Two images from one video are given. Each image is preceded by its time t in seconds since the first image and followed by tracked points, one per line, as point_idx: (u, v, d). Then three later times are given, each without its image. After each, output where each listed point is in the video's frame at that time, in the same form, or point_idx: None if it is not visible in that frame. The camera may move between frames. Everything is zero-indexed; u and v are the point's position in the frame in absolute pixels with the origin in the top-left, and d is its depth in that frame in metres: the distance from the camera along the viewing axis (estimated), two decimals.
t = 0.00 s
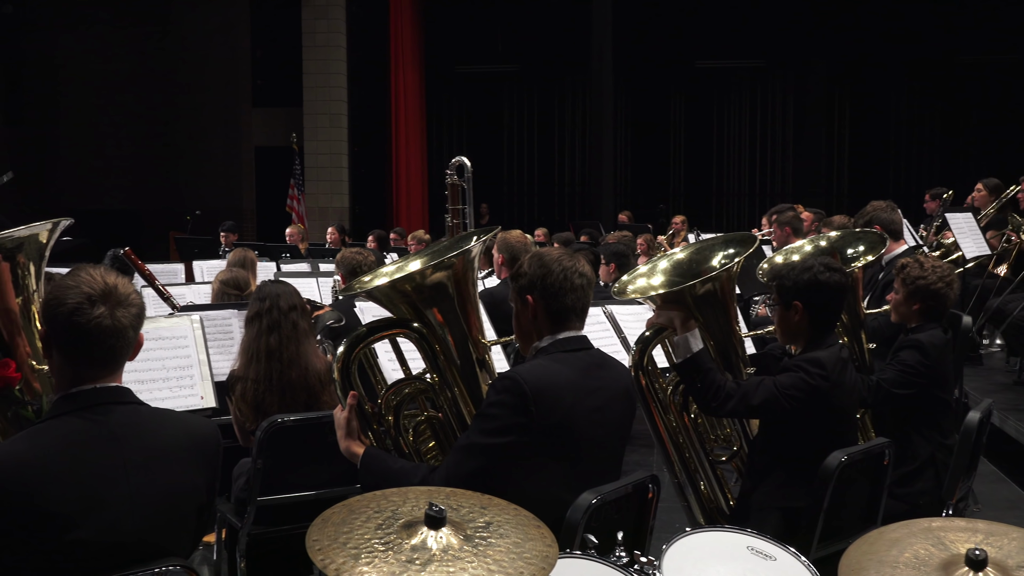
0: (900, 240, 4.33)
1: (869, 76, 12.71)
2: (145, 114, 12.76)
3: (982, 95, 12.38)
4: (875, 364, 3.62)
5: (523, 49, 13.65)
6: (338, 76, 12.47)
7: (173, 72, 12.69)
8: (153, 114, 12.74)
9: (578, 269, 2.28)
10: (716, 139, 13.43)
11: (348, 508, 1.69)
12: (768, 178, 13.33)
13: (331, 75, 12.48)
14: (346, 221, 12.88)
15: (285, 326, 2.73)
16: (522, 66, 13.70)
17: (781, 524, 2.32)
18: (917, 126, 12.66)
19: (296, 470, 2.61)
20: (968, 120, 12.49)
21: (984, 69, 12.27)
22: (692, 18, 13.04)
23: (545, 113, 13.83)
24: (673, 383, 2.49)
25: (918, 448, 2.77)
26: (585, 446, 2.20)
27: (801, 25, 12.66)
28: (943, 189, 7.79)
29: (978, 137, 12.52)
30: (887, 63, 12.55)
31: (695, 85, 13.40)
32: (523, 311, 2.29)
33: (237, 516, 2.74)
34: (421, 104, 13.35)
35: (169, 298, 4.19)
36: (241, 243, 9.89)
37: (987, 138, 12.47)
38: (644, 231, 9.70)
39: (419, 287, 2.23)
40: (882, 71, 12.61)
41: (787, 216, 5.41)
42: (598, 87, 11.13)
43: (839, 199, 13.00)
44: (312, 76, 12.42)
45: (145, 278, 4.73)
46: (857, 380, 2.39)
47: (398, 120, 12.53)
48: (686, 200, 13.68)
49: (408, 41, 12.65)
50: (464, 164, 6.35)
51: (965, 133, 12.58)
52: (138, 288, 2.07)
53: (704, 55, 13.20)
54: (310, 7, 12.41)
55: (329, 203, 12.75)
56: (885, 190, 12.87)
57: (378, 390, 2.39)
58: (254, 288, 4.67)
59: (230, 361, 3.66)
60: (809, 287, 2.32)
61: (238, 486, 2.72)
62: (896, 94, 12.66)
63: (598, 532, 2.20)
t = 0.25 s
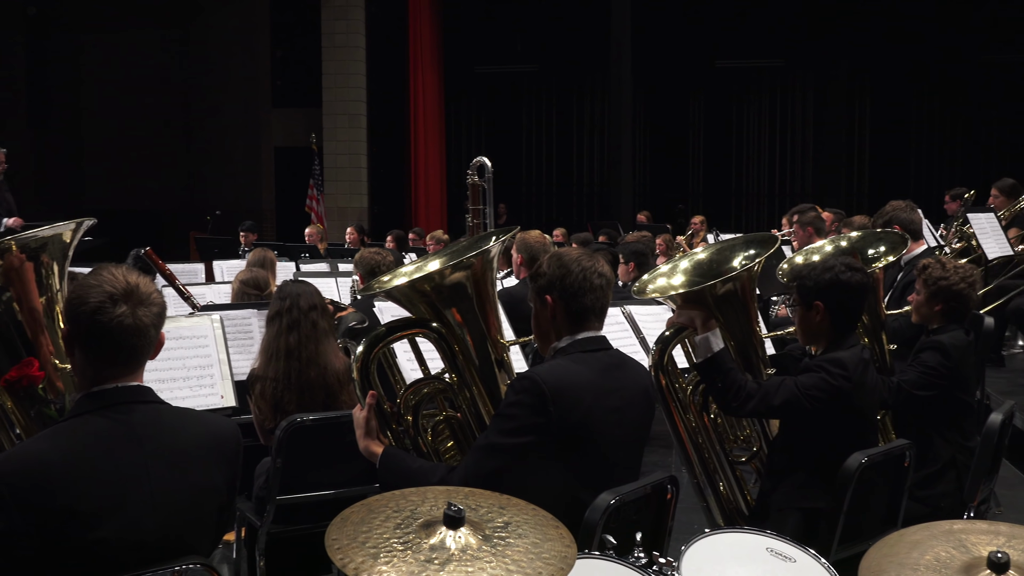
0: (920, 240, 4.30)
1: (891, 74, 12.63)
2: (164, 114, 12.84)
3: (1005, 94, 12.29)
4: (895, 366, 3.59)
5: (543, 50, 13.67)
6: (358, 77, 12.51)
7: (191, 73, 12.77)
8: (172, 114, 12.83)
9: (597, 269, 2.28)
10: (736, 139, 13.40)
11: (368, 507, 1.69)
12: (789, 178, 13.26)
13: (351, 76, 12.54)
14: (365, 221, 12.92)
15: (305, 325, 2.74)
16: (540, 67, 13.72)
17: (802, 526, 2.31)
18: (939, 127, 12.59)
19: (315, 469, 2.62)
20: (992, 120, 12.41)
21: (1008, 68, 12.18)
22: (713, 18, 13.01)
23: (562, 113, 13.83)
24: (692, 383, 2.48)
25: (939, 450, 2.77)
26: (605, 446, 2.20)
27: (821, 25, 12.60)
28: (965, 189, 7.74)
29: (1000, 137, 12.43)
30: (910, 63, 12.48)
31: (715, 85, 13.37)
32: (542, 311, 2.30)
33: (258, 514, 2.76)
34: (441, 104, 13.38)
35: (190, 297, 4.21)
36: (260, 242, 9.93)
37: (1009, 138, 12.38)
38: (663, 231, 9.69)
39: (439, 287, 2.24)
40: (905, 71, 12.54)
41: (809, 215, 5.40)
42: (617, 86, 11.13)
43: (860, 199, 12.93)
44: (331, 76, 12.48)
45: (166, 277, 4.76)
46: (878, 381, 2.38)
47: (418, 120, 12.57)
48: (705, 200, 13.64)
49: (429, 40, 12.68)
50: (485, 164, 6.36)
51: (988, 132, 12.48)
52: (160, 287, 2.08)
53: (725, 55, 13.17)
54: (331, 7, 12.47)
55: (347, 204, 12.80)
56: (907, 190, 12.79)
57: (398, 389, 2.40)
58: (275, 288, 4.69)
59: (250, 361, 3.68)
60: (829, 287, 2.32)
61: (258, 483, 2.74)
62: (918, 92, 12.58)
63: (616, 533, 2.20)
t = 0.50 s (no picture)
0: (940, 241, 4.27)
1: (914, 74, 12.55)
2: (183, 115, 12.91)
3: None
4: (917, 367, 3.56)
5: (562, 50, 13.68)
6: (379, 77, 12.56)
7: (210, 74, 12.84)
8: (192, 115, 12.90)
9: (617, 269, 2.27)
10: (757, 139, 13.34)
11: (388, 507, 1.70)
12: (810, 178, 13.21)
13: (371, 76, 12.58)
14: (385, 221, 12.96)
15: (327, 324, 2.76)
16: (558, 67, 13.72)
17: (822, 527, 2.29)
18: (963, 127, 12.50)
19: (335, 469, 2.63)
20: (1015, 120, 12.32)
21: None
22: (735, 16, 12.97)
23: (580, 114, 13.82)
24: (713, 384, 2.47)
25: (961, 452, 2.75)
26: (624, 447, 2.19)
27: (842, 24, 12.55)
28: (989, 190, 7.68)
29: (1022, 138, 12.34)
30: (933, 61, 12.39)
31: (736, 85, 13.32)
32: (562, 311, 2.29)
33: (278, 513, 2.77)
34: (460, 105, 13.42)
35: (211, 297, 4.24)
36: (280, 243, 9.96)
37: None
38: (683, 231, 9.67)
39: (458, 287, 2.24)
40: (929, 70, 12.46)
41: (835, 214, 5.41)
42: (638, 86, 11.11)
43: (881, 200, 12.85)
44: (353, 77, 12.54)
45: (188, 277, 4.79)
46: (899, 383, 2.36)
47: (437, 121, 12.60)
48: (726, 200, 13.61)
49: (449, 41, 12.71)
50: (506, 165, 6.37)
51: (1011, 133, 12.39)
52: (182, 287, 2.09)
53: (747, 53, 13.12)
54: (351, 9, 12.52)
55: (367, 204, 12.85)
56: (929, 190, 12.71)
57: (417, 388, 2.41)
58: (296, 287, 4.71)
59: (271, 360, 3.70)
60: (851, 289, 2.31)
61: (278, 482, 2.75)
62: (940, 93, 12.50)
63: (636, 534, 2.19)
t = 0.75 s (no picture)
0: (957, 241, 4.23)
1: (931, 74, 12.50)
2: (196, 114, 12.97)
3: None
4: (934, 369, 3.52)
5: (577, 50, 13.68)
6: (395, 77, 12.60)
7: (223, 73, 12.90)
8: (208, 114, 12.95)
9: (633, 269, 2.27)
10: (774, 138, 13.33)
11: (404, 507, 1.70)
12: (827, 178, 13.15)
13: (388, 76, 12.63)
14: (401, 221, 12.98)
15: (345, 324, 2.76)
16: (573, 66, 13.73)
17: (839, 529, 2.28)
18: (980, 126, 12.43)
19: (351, 468, 2.64)
20: None
21: None
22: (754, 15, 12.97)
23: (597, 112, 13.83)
24: (729, 385, 2.47)
25: (980, 454, 2.73)
26: (641, 448, 2.19)
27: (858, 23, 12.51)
28: (1008, 191, 7.64)
29: None
30: (950, 60, 12.34)
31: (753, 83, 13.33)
32: (578, 311, 2.29)
33: (294, 512, 2.78)
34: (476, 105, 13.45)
35: (227, 296, 4.25)
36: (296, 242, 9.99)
37: None
38: (698, 231, 9.65)
39: (475, 286, 2.24)
40: (946, 69, 12.40)
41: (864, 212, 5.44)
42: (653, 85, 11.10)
43: (898, 200, 12.79)
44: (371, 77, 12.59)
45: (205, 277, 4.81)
46: (917, 384, 2.35)
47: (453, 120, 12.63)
48: (741, 200, 13.58)
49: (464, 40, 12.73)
50: (523, 165, 6.38)
51: None
52: (200, 287, 2.08)
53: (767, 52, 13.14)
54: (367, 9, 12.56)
55: (383, 203, 12.88)
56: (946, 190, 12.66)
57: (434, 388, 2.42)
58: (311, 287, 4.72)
59: (287, 360, 3.71)
60: (868, 289, 2.30)
61: (294, 482, 2.76)
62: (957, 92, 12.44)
63: (651, 535, 2.19)
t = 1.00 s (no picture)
0: (978, 242, 4.21)
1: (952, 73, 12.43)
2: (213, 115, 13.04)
3: None
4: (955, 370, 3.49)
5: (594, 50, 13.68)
6: (413, 78, 12.65)
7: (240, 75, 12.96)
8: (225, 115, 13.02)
9: (652, 269, 2.26)
10: (792, 138, 13.31)
11: (422, 506, 1.70)
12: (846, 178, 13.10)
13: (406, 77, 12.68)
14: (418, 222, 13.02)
15: (363, 323, 2.77)
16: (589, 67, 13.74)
17: (858, 531, 2.27)
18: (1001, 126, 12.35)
19: (369, 468, 2.65)
20: None
21: None
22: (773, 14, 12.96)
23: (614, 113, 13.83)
24: (747, 386, 2.46)
25: (1002, 456, 2.71)
26: (659, 449, 2.19)
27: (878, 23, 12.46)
28: None
29: None
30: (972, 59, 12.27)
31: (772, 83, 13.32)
32: (596, 311, 2.29)
33: (313, 511, 2.79)
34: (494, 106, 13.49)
35: (246, 296, 4.28)
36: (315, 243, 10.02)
37: None
38: (717, 232, 9.63)
39: (492, 286, 2.24)
40: (967, 69, 12.32)
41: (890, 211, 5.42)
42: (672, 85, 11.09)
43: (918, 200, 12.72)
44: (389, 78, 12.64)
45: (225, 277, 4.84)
46: (937, 385, 2.34)
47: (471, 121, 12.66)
48: (760, 200, 13.55)
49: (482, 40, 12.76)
50: (541, 166, 6.39)
51: None
52: (219, 287, 2.09)
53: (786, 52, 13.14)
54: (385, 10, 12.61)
55: (400, 204, 12.91)
56: (966, 190, 12.58)
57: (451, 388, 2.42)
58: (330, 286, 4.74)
59: (306, 360, 3.72)
60: (887, 290, 2.28)
61: (313, 481, 2.77)
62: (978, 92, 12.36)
63: (670, 536, 2.19)
